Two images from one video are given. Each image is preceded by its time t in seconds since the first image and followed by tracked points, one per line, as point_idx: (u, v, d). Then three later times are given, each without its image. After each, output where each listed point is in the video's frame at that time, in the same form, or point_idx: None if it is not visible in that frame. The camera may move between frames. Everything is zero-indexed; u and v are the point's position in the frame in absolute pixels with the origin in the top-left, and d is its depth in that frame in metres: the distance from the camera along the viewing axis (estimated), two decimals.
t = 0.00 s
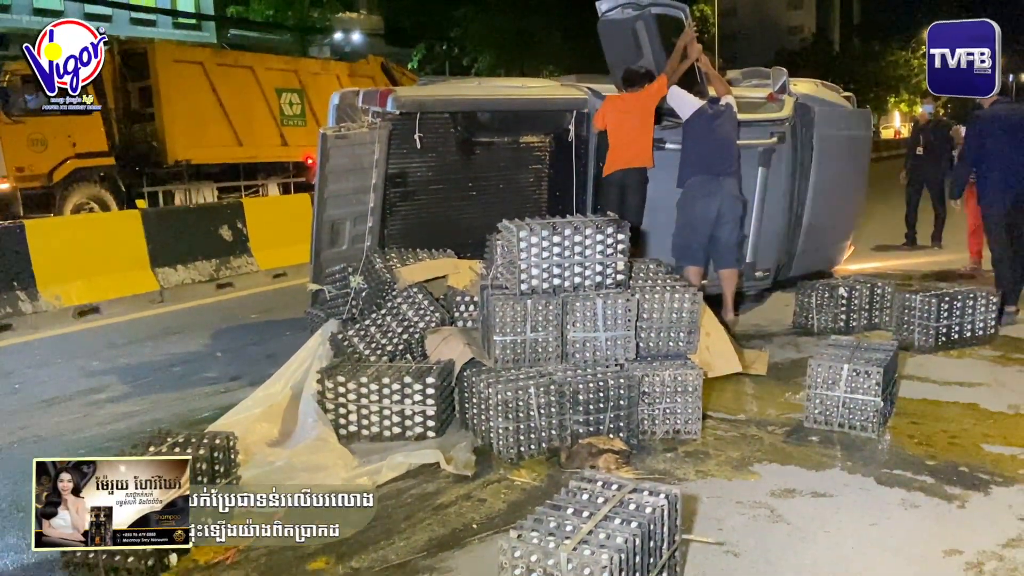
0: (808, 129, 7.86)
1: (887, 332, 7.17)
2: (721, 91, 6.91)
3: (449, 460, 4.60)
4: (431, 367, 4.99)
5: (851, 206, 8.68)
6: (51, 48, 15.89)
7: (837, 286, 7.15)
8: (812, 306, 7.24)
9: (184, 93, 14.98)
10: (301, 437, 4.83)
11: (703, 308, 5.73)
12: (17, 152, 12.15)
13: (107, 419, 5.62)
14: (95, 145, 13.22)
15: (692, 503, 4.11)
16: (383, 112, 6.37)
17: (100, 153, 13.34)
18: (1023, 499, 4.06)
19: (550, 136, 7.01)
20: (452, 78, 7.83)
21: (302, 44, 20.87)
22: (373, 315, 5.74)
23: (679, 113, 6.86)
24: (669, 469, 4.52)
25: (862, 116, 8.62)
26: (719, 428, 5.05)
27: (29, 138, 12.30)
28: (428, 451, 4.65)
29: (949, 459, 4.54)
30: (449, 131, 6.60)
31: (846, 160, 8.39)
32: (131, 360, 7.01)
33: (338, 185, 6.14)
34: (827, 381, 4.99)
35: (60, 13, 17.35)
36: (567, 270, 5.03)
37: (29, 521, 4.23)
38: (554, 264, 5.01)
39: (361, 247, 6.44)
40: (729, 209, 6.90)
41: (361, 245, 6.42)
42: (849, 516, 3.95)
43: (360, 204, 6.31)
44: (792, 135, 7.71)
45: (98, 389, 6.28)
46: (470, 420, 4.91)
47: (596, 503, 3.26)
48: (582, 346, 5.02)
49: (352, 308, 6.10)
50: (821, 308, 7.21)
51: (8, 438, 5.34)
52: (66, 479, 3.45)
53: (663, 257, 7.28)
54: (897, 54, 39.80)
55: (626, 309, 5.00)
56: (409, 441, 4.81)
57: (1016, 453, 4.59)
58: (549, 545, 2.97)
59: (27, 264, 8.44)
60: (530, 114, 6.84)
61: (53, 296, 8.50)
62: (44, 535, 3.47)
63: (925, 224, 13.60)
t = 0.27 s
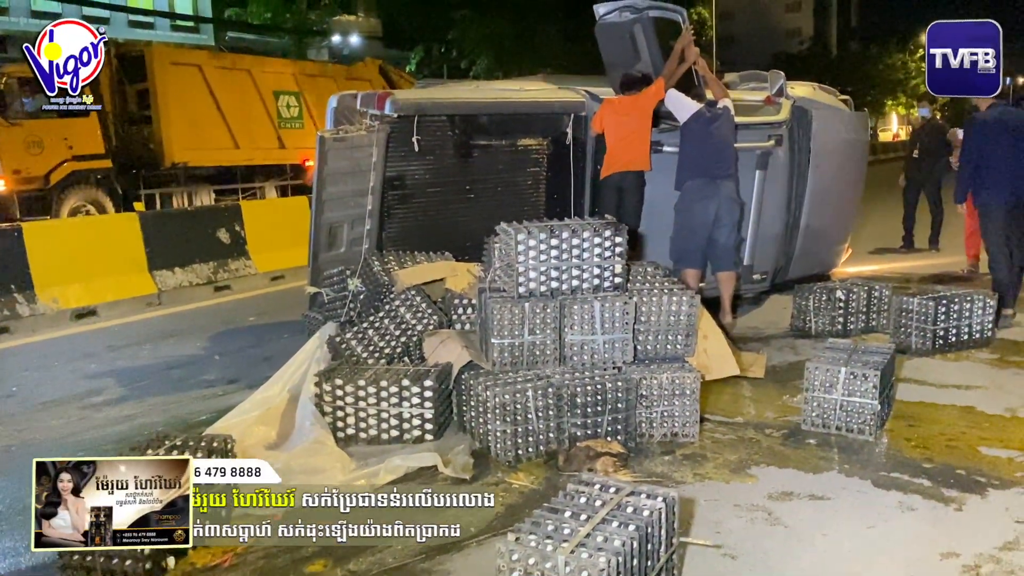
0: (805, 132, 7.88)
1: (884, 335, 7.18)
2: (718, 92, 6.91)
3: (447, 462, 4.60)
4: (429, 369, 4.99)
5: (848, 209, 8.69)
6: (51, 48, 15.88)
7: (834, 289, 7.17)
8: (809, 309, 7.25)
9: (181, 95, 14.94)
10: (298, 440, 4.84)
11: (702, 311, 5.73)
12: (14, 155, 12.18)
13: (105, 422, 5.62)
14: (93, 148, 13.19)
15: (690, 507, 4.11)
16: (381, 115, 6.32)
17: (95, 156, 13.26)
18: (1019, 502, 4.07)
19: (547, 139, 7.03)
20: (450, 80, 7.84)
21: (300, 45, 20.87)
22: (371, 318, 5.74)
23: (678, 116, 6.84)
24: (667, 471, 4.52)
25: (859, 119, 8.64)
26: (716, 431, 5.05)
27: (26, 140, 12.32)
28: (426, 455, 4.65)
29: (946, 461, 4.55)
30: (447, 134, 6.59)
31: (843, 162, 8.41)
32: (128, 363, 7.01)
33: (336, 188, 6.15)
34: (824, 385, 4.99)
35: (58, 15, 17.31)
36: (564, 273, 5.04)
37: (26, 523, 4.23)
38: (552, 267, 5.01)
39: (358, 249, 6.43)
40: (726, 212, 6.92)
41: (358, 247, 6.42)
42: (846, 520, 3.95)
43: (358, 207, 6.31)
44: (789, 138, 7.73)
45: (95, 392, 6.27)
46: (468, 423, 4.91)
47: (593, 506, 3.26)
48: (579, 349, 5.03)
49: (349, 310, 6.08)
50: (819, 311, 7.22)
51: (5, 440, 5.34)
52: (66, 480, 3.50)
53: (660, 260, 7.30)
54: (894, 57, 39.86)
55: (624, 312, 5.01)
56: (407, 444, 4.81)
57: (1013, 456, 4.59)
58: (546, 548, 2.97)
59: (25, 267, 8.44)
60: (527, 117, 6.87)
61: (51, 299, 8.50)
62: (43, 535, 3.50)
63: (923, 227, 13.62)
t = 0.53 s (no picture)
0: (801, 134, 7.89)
1: (881, 337, 7.19)
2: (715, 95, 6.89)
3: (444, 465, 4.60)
4: (426, 372, 4.99)
5: (844, 212, 8.70)
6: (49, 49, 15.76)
7: (831, 291, 7.17)
8: (806, 311, 7.25)
9: (178, 96, 14.95)
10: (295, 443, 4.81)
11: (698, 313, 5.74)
12: (10, 158, 12.18)
13: (101, 425, 5.60)
14: (89, 150, 13.16)
15: (687, 509, 4.11)
16: (377, 118, 6.36)
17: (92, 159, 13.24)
18: (1015, 504, 4.07)
19: (545, 141, 6.98)
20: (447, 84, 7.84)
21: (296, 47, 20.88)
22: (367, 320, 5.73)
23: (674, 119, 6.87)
24: (664, 474, 4.52)
25: (854, 121, 8.65)
26: (712, 434, 5.05)
27: (21, 143, 12.30)
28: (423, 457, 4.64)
29: (942, 464, 4.55)
30: (444, 137, 6.60)
31: (839, 165, 8.42)
32: (124, 366, 7.00)
33: (332, 190, 6.14)
34: (820, 387, 5.00)
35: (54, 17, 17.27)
36: (561, 275, 5.04)
37: (22, 527, 4.22)
38: (549, 269, 5.02)
39: (355, 252, 6.43)
40: (722, 214, 6.93)
41: (355, 250, 6.41)
42: (842, 522, 3.95)
43: (354, 210, 6.31)
44: (786, 140, 7.74)
45: (91, 395, 6.26)
46: (465, 426, 4.91)
47: (590, 508, 3.26)
48: (576, 351, 5.03)
49: (346, 313, 6.01)
50: (815, 314, 7.23)
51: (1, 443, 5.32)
52: (67, 480, 3.49)
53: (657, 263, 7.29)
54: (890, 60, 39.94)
55: (621, 315, 5.01)
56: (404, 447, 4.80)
57: (1009, 458, 4.60)
58: (542, 551, 2.97)
59: (20, 269, 8.42)
60: (524, 119, 6.85)
61: (46, 301, 8.48)
62: (43, 535, 3.50)
63: (919, 229, 13.65)
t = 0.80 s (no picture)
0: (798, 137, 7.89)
1: (877, 339, 7.19)
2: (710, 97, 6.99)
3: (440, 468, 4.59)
4: (422, 375, 4.98)
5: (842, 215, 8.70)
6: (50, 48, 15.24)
7: (827, 294, 7.16)
8: (802, 313, 7.26)
9: (174, 98, 14.97)
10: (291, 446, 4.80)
11: (694, 315, 5.76)
12: (6, 160, 12.18)
13: (97, 428, 5.59)
14: (85, 152, 13.13)
15: (684, 512, 4.10)
16: (374, 120, 6.35)
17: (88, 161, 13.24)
18: (1012, 506, 4.07)
19: (541, 144, 6.96)
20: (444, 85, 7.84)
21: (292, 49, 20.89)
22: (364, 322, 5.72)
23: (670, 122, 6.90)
24: (661, 476, 4.52)
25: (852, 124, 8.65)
26: (709, 436, 5.05)
27: (16, 145, 12.29)
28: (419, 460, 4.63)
29: (939, 465, 4.56)
30: (440, 138, 6.58)
31: (836, 168, 8.42)
32: (120, 368, 6.98)
33: (328, 193, 6.14)
34: (817, 389, 5.00)
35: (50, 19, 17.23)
36: (558, 277, 5.04)
37: (18, 529, 4.20)
38: (546, 272, 5.01)
39: (351, 254, 6.42)
40: (719, 217, 6.94)
41: (351, 253, 6.41)
42: (839, 524, 3.95)
43: (350, 212, 6.30)
44: (783, 143, 7.74)
45: (87, 397, 6.25)
46: (462, 428, 4.90)
47: (586, 510, 3.26)
48: (573, 353, 5.02)
49: (343, 316, 6.02)
50: (812, 316, 7.23)
51: None
52: (66, 480, 3.47)
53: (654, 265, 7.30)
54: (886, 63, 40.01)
55: (617, 317, 5.01)
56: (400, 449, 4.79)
57: (1005, 460, 4.60)
58: (539, 553, 2.96)
59: (16, 272, 8.40)
60: (522, 123, 6.83)
61: (42, 304, 8.47)
62: (43, 535, 3.46)
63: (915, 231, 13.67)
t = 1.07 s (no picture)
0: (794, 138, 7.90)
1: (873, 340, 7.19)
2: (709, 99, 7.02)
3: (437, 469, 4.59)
4: (419, 377, 4.97)
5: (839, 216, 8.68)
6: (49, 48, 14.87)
7: (824, 295, 7.17)
8: (799, 314, 7.27)
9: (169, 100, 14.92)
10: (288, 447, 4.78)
11: (691, 317, 5.79)
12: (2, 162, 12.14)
13: (93, 430, 5.57)
14: (81, 154, 13.13)
15: (681, 513, 4.10)
16: (371, 121, 6.35)
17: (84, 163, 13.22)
18: (1009, 508, 4.07)
19: (538, 145, 6.94)
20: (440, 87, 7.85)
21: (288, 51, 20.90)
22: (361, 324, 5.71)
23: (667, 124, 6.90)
24: (658, 477, 4.52)
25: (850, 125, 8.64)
26: (706, 437, 5.05)
27: (12, 147, 12.25)
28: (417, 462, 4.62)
29: (935, 467, 4.56)
30: (437, 139, 6.55)
31: (834, 170, 8.39)
32: (116, 371, 6.96)
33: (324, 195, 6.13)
34: (814, 391, 5.00)
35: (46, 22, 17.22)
36: (555, 279, 5.03)
37: (13, 532, 4.18)
38: (543, 273, 5.01)
39: (347, 256, 6.48)
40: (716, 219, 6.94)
41: (348, 255, 6.46)
42: (837, 525, 3.95)
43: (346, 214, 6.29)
44: (779, 145, 7.75)
45: (83, 400, 6.22)
46: (459, 430, 4.90)
47: (583, 513, 3.25)
48: (570, 355, 5.02)
49: (339, 316, 6.07)
50: (809, 318, 7.23)
51: None
52: (66, 480, 3.46)
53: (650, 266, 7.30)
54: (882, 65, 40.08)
55: (615, 319, 5.01)
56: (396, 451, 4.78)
57: (1002, 461, 4.60)
58: (537, 555, 2.95)
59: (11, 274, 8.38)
60: (518, 123, 6.83)
61: (38, 306, 8.44)
62: (42, 535, 3.44)
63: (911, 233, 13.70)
